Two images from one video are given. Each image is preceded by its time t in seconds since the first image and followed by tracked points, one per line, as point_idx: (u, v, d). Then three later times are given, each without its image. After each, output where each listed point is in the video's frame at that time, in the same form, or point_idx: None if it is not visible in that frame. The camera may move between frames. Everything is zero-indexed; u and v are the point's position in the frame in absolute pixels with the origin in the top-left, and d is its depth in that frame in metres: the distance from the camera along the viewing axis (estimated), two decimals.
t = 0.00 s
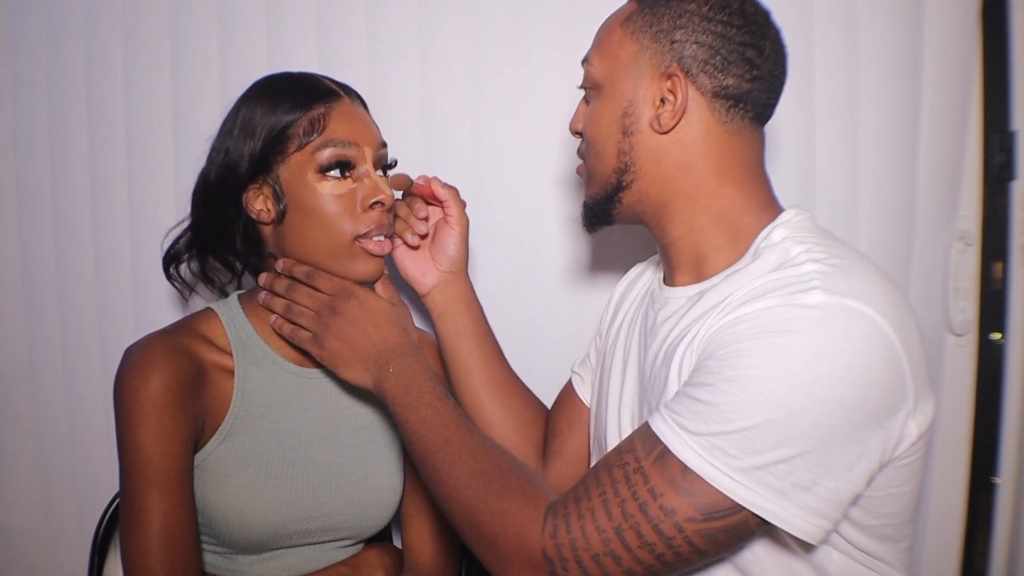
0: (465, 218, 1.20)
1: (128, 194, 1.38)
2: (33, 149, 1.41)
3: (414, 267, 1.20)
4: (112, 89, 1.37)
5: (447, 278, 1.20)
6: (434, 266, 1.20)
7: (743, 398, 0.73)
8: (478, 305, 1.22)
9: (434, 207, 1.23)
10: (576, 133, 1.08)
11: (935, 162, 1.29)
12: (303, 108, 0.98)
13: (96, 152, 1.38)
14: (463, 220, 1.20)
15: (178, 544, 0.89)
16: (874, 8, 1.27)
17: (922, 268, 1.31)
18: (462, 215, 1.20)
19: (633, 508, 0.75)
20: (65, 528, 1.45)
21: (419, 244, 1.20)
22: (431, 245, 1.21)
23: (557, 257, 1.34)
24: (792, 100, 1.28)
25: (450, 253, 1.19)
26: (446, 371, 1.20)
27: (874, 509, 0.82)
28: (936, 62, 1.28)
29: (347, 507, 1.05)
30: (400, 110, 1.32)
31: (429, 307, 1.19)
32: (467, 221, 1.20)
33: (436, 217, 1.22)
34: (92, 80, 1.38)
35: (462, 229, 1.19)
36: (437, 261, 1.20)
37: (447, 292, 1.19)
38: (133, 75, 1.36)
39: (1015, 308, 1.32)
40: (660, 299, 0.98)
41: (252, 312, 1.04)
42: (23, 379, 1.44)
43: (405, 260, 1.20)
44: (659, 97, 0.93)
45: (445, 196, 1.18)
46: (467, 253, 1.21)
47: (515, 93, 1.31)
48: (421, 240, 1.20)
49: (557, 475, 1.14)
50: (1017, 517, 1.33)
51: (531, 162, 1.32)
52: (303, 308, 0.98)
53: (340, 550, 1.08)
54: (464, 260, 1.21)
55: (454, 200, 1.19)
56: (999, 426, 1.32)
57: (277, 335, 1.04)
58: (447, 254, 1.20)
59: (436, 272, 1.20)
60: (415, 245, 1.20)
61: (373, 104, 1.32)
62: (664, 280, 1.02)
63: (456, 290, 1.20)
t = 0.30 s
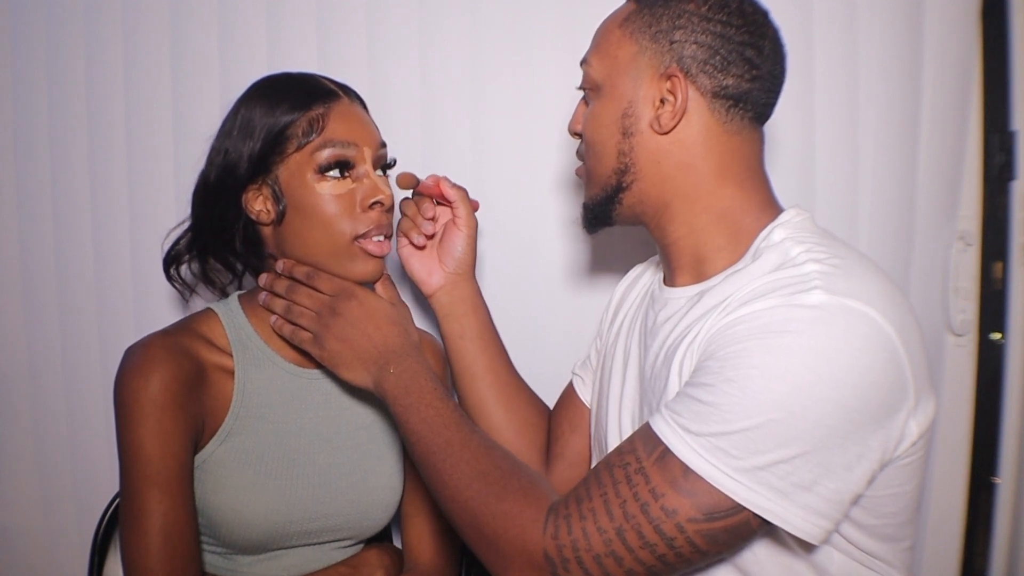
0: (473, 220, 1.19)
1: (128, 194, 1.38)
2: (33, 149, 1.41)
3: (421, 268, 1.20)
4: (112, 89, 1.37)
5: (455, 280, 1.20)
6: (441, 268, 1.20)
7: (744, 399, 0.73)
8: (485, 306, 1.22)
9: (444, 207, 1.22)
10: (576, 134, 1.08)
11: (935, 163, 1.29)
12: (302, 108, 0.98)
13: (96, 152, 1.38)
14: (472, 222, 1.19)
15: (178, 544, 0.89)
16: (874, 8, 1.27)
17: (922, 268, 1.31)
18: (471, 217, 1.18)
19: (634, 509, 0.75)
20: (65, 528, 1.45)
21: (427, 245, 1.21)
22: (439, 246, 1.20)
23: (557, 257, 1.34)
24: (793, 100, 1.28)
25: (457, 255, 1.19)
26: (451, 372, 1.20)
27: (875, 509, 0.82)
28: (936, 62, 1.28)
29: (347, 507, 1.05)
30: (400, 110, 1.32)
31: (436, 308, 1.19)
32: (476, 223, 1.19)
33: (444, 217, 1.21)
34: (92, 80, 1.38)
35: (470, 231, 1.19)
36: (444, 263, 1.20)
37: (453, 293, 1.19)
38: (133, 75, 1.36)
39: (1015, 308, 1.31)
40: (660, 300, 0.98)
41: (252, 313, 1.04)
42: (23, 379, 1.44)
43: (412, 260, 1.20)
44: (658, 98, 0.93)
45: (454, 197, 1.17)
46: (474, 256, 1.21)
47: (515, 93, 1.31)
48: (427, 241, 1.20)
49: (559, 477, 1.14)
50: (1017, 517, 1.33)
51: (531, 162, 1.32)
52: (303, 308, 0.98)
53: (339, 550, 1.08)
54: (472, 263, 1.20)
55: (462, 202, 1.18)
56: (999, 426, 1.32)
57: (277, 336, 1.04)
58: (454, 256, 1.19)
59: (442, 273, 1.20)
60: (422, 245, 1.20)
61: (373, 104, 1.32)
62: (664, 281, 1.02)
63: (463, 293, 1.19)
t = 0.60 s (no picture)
0: (477, 219, 1.19)
1: (128, 194, 1.38)
2: (33, 149, 1.41)
3: (423, 266, 1.19)
4: (112, 89, 1.37)
5: (457, 279, 1.19)
6: (444, 266, 1.20)
7: (744, 402, 0.73)
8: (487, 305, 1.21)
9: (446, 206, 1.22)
10: (576, 133, 1.08)
11: (935, 162, 1.29)
12: (302, 108, 0.98)
13: (96, 152, 1.38)
14: (476, 222, 1.19)
15: (178, 544, 0.89)
16: (874, 8, 1.27)
17: (922, 268, 1.31)
18: (475, 216, 1.19)
19: (635, 511, 0.75)
20: (65, 528, 1.45)
21: (429, 244, 1.20)
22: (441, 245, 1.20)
23: (557, 257, 1.34)
24: (793, 100, 1.28)
25: (460, 253, 1.19)
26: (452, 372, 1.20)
27: (875, 511, 0.82)
28: (936, 62, 1.28)
29: (347, 508, 1.05)
30: (400, 110, 1.32)
31: (439, 307, 1.19)
32: (480, 223, 1.19)
33: (448, 216, 1.21)
34: (92, 80, 1.38)
35: (474, 231, 1.19)
36: (446, 261, 1.20)
37: (456, 293, 1.19)
38: (133, 75, 1.36)
39: (1015, 308, 1.31)
40: (661, 300, 0.98)
41: (252, 312, 1.04)
42: (23, 379, 1.44)
43: (415, 258, 1.19)
44: (660, 98, 0.93)
45: (457, 196, 1.18)
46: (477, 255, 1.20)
47: (515, 93, 1.31)
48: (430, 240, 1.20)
49: (562, 478, 1.15)
50: (1017, 517, 1.33)
51: (531, 162, 1.32)
52: (302, 308, 0.98)
53: (339, 551, 1.08)
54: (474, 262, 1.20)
55: (466, 200, 1.18)
56: (999, 426, 1.32)
57: (277, 336, 1.04)
58: (457, 255, 1.19)
59: (445, 272, 1.20)
60: (425, 244, 1.20)
61: (373, 104, 1.32)
62: (664, 281, 1.02)
63: (466, 292, 1.19)
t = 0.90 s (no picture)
0: (475, 221, 1.19)
1: (128, 194, 1.38)
2: (33, 149, 1.41)
3: (423, 270, 1.19)
4: (112, 90, 1.37)
5: (457, 280, 1.19)
6: (443, 269, 1.19)
7: (744, 404, 0.73)
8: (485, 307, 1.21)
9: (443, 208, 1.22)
10: (576, 134, 1.08)
11: (935, 163, 1.29)
12: (300, 108, 0.98)
13: (96, 152, 1.38)
14: (473, 224, 1.19)
15: (178, 545, 0.89)
16: (874, 8, 1.27)
17: (922, 268, 1.31)
18: (473, 218, 1.19)
19: (633, 513, 0.75)
20: (65, 528, 1.45)
21: (428, 247, 1.20)
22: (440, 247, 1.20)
23: (557, 257, 1.34)
24: (793, 100, 1.28)
25: (459, 255, 1.19)
26: (453, 371, 1.20)
27: (875, 512, 0.82)
28: (936, 62, 1.28)
29: (347, 508, 1.05)
30: (400, 110, 1.32)
31: (439, 310, 1.18)
32: (477, 224, 1.19)
33: (446, 218, 1.21)
34: (92, 80, 1.38)
35: (472, 233, 1.19)
36: (446, 264, 1.19)
37: (456, 295, 1.18)
38: (133, 75, 1.36)
39: (1015, 308, 1.32)
40: (661, 301, 0.98)
41: (253, 312, 1.04)
42: (23, 379, 1.44)
43: (414, 261, 1.19)
44: (661, 99, 0.93)
45: (454, 198, 1.18)
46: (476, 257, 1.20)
47: (515, 93, 1.31)
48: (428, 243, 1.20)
49: (563, 479, 1.15)
50: (1017, 517, 1.33)
51: (531, 162, 1.32)
52: (302, 308, 0.98)
53: (340, 551, 1.08)
54: (474, 264, 1.20)
55: (463, 202, 1.18)
56: (999, 426, 1.32)
57: (277, 335, 1.04)
58: (456, 257, 1.19)
59: (444, 274, 1.19)
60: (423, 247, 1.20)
61: (373, 104, 1.32)
62: (665, 282, 1.02)
63: (467, 294, 1.18)
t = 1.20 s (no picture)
0: (471, 220, 1.19)
1: (128, 194, 1.38)
2: (33, 149, 1.41)
3: (421, 270, 1.19)
4: (112, 90, 1.37)
5: (455, 281, 1.19)
6: (440, 269, 1.19)
7: (743, 404, 0.73)
8: (485, 307, 1.21)
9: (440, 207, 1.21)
10: (575, 133, 1.08)
11: (935, 163, 1.29)
12: (299, 108, 0.97)
13: (96, 152, 1.38)
14: (470, 223, 1.19)
15: (178, 545, 0.89)
16: (874, 8, 1.27)
17: (922, 268, 1.31)
18: (469, 218, 1.19)
19: (633, 513, 0.75)
20: (65, 528, 1.45)
21: (425, 247, 1.20)
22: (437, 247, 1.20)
23: (557, 257, 1.34)
24: (793, 100, 1.28)
25: (456, 255, 1.18)
26: (453, 371, 1.20)
27: (875, 513, 0.82)
28: (936, 62, 1.28)
29: (347, 508, 1.05)
30: (400, 110, 1.32)
31: (438, 310, 1.18)
32: (473, 224, 1.19)
33: (442, 218, 1.21)
34: (92, 80, 1.38)
35: (469, 233, 1.19)
36: (443, 264, 1.19)
37: (453, 296, 1.18)
38: (133, 75, 1.36)
39: (1015, 308, 1.32)
40: (660, 301, 0.98)
41: (252, 312, 1.04)
42: (23, 379, 1.44)
43: (412, 261, 1.19)
44: (663, 101, 0.93)
45: (450, 197, 1.17)
46: (474, 257, 1.20)
47: (515, 93, 1.31)
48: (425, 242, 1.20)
49: (562, 479, 1.15)
50: (1017, 517, 1.33)
51: (531, 162, 1.32)
52: (302, 307, 0.97)
53: (340, 551, 1.08)
54: (471, 264, 1.20)
55: (459, 202, 1.17)
56: (999, 426, 1.32)
57: (277, 335, 1.04)
58: (453, 257, 1.19)
59: (442, 274, 1.19)
60: (420, 247, 1.20)
61: (373, 104, 1.32)
62: (664, 281, 1.02)
63: (464, 295, 1.18)
